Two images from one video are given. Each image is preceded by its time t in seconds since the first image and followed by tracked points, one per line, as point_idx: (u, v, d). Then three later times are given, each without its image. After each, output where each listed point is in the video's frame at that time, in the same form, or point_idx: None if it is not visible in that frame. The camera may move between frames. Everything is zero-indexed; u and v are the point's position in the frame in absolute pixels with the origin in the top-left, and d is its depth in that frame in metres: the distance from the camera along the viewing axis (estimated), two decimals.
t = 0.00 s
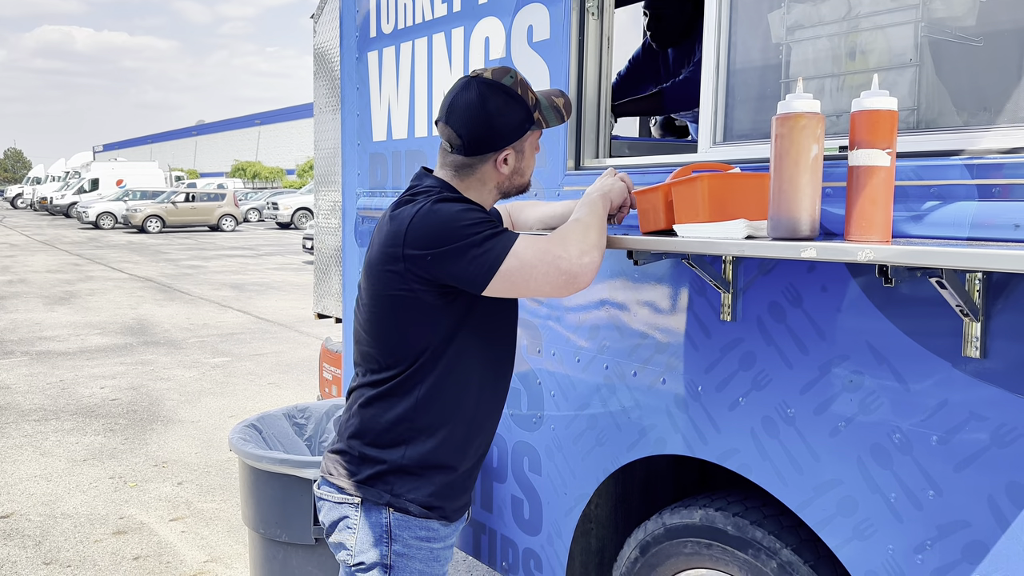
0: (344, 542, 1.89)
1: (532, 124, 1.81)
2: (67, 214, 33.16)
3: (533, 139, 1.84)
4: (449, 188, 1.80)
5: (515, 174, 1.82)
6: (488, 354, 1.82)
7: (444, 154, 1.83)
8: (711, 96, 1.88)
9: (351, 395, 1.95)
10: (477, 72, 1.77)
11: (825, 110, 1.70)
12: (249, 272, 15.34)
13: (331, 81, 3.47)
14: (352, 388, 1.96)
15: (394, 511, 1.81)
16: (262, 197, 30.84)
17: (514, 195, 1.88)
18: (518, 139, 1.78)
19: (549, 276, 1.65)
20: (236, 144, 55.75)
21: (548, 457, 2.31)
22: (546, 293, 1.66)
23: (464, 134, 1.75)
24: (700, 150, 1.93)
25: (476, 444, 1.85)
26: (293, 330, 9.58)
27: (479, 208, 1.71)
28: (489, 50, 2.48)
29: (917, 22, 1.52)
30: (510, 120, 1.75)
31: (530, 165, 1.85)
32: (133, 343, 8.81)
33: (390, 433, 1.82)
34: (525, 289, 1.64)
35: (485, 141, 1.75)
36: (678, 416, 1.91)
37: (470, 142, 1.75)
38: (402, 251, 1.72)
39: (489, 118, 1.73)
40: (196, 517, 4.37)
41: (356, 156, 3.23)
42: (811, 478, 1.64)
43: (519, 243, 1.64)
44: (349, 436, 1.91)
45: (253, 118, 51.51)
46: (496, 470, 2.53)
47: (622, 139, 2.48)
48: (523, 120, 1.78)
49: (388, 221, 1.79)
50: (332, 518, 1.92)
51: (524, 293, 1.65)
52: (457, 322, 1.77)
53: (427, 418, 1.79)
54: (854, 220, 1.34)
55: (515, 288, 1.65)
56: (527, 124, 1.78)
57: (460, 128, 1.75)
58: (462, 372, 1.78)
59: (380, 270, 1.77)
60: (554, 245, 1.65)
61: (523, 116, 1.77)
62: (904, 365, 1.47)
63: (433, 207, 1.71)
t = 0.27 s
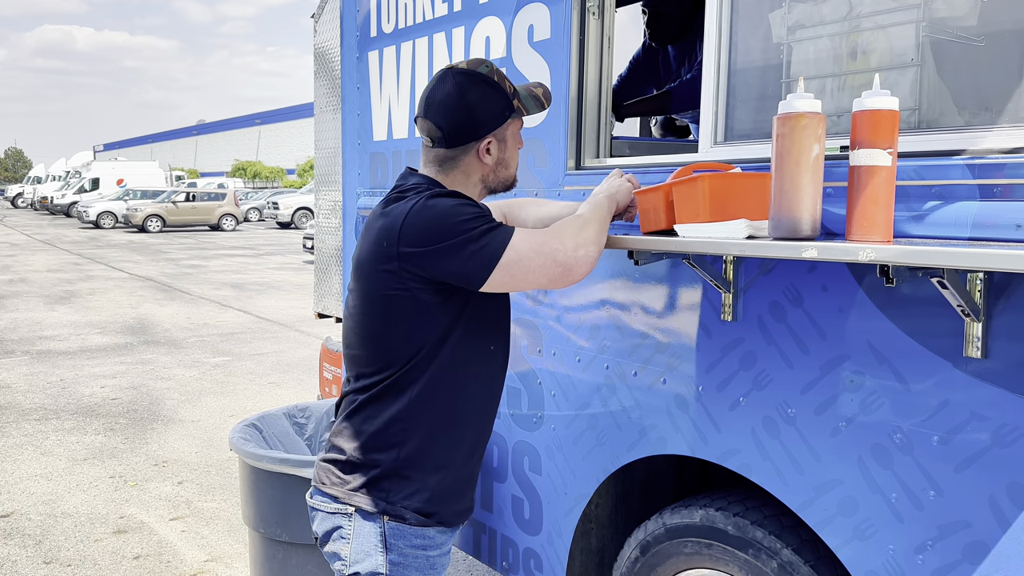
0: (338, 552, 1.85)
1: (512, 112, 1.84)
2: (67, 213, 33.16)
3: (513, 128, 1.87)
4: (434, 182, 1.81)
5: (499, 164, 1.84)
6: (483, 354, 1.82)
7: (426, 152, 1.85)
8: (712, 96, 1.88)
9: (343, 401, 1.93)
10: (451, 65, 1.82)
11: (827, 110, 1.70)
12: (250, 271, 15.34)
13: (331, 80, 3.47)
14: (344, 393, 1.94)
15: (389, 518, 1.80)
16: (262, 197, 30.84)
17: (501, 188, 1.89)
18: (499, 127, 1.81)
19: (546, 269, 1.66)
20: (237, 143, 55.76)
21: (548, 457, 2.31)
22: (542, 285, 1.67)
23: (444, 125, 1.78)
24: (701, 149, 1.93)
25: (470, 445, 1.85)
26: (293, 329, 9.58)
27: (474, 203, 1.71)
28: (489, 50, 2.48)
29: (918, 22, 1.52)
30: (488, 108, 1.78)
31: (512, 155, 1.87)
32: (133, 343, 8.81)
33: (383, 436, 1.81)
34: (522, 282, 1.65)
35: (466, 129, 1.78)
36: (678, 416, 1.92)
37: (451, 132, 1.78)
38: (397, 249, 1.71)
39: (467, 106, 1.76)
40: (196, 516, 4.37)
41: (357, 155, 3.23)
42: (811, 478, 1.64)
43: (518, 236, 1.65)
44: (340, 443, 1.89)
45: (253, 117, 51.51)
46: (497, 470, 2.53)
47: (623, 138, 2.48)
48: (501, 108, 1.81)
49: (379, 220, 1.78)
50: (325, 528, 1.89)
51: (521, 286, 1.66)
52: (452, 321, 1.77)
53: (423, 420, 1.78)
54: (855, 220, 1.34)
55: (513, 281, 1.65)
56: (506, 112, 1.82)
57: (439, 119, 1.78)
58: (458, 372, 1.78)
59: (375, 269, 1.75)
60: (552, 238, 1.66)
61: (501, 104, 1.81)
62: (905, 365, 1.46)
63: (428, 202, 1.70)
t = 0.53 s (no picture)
0: (319, 568, 1.88)
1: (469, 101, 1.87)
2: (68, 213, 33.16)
3: (472, 116, 1.89)
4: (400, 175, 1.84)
5: (460, 154, 1.88)
6: (466, 359, 1.81)
7: (387, 146, 1.89)
8: (714, 96, 1.88)
9: (324, 406, 1.90)
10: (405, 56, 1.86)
11: (828, 110, 1.70)
12: (250, 271, 15.34)
13: (332, 80, 3.47)
14: (325, 398, 1.90)
15: (371, 530, 1.79)
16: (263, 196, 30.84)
17: (465, 178, 1.92)
18: (455, 114, 1.84)
19: (543, 261, 1.69)
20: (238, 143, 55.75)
21: (549, 457, 2.31)
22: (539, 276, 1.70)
23: (398, 114, 1.82)
24: (703, 150, 1.92)
25: (455, 446, 1.85)
26: (293, 329, 9.58)
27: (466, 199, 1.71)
28: (490, 50, 2.48)
29: (920, 23, 1.52)
30: (441, 94, 1.81)
31: (473, 145, 1.91)
32: (133, 342, 8.81)
33: (361, 445, 1.80)
34: (522, 274, 1.68)
35: (421, 116, 1.81)
36: (679, 416, 1.91)
37: (405, 121, 1.81)
38: (393, 247, 1.69)
39: (420, 93, 1.80)
40: (197, 516, 4.37)
41: (358, 155, 3.23)
42: (813, 478, 1.64)
43: (514, 229, 1.68)
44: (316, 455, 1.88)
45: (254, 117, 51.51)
46: (497, 470, 2.52)
47: (624, 138, 2.48)
48: (457, 94, 1.84)
49: (368, 219, 1.75)
50: (303, 546, 1.91)
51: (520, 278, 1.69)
52: (440, 323, 1.76)
53: (413, 423, 1.77)
54: (857, 220, 1.34)
55: (513, 273, 1.67)
56: (461, 98, 1.84)
57: (394, 111, 1.82)
58: (442, 375, 1.78)
59: (369, 269, 1.73)
60: (546, 230, 1.70)
61: (457, 92, 1.84)
62: (907, 366, 1.46)
63: (422, 200, 1.69)
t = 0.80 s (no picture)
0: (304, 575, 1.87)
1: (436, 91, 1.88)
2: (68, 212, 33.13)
3: (440, 105, 1.90)
4: (374, 171, 1.85)
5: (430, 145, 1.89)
6: (450, 361, 1.82)
7: (357, 143, 1.90)
8: (715, 96, 1.88)
9: (308, 409, 1.87)
10: (369, 50, 1.88)
11: (829, 110, 1.70)
12: (250, 271, 15.33)
13: (332, 80, 3.47)
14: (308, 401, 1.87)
15: (356, 535, 1.79)
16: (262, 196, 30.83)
17: (437, 168, 1.94)
18: (422, 104, 1.85)
19: (534, 259, 1.71)
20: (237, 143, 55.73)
21: (549, 457, 2.31)
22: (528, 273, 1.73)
23: (364, 108, 1.83)
24: (704, 150, 1.92)
25: (439, 448, 1.85)
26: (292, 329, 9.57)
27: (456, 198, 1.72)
28: (491, 50, 2.48)
29: (921, 22, 1.51)
30: (406, 84, 1.82)
31: (443, 136, 1.93)
32: (133, 342, 8.80)
33: (344, 448, 1.79)
34: (514, 273, 1.71)
35: (387, 108, 1.82)
36: (680, 416, 1.91)
37: (372, 114, 1.82)
38: (387, 248, 1.67)
39: (385, 85, 1.81)
40: (196, 517, 4.36)
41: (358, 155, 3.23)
42: (813, 479, 1.64)
43: (506, 227, 1.70)
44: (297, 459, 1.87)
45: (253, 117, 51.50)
46: (497, 470, 2.52)
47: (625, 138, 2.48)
48: (422, 83, 1.85)
49: (356, 220, 1.72)
50: (285, 553, 1.90)
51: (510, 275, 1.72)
52: (428, 324, 1.76)
53: (401, 424, 1.77)
54: (858, 220, 1.33)
55: (507, 272, 1.70)
56: (427, 88, 1.85)
57: (361, 106, 1.83)
58: (428, 377, 1.78)
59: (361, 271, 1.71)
60: (536, 227, 1.72)
61: (423, 82, 1.84)
62: (908, 366, 1.46)
63: (414, 199, 1.69)
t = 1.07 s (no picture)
0: (312, 571, 1.83)
1: (418, 89, 1.88)
2: (66, 212, 33.09)
3: (423, 104, 1.90)
4: (358, 170, 1.85)
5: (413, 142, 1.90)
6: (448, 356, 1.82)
7: (340, 141, 1.90)
8: (713, 97, 1.88)
9: (304, 410, 1.87)
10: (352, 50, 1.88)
11: (828, 111, 1.70)
12: (248, 271, 15.32)
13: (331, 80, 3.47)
14: (305, 401, 1.88)
15: (366, 529, 1.76)
16: (261, 196, 30.81)
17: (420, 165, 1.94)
18: (404, 102, 1.85)
19: (525, 258, 1.69)
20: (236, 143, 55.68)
21: (547, 458, 2.31)
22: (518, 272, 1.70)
23: (347, 106, 1.82)
24: (702, 151, 1.92)
25: (440, 445, 1.85)
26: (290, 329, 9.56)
27: (445, 197, 1.71)
28: (489, 50, 2.48)
29: (920, 24, 1.51)
30: (389, 81, 1.82)
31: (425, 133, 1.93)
32: (131, 342, 8.79)
33: (351, 443, 1.77)
34: (505, 270, 1.68)
35: (370, 105, 1.81)
36: (677, 417, 1.91)
37: (355, 112, 1.82)
38: (376, 248, 1.67)
39: (367, 82, 1.81)
40: (194, 517, 4.36)
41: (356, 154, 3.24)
42: (811, 480, 1.64)
43: (495, 225, 1.68)
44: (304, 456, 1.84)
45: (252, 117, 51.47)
46: (496, 471, 2.52)
47: (623, 139, 2.48)
48: (405, 82, 1.85)
49: (346, 221, 1.73)
50: (294, 549, 1.86)
51: (501, 273, 1.70)
52: (422, 321, 1.76)
53: (400, 421, 1.76)
54: (857, 222, 1.33)
55: (495, 270, 1.68)
56: (410, 87, 1.86)
57: (343, 104, 1.83)
58: (425, 373, 1.78)
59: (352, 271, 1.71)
60: (527, 227, 1.70)
61: (404, 80, 1.84)
62: (906, 368, 1.46)
63: (402, 199, 1.68)
